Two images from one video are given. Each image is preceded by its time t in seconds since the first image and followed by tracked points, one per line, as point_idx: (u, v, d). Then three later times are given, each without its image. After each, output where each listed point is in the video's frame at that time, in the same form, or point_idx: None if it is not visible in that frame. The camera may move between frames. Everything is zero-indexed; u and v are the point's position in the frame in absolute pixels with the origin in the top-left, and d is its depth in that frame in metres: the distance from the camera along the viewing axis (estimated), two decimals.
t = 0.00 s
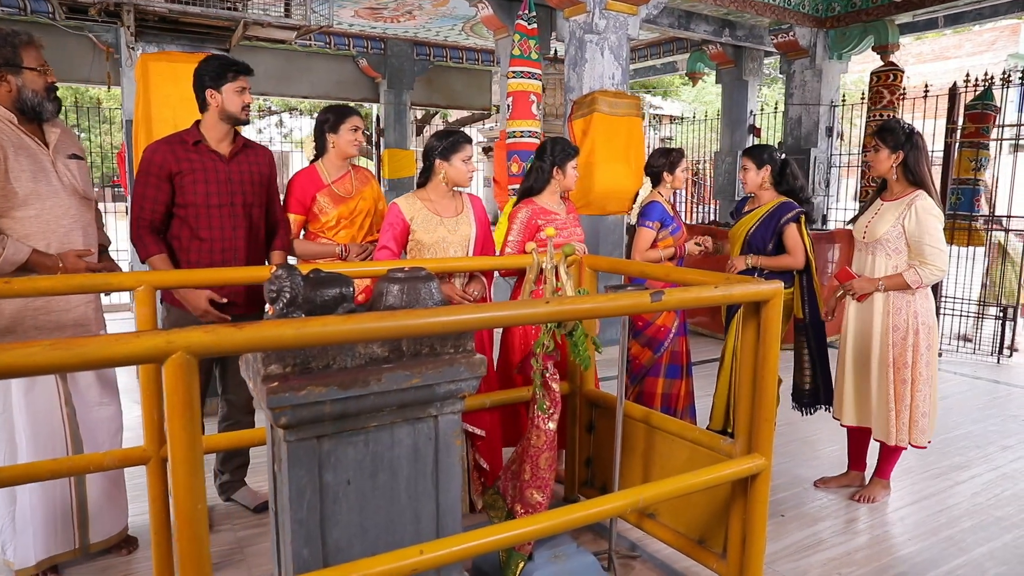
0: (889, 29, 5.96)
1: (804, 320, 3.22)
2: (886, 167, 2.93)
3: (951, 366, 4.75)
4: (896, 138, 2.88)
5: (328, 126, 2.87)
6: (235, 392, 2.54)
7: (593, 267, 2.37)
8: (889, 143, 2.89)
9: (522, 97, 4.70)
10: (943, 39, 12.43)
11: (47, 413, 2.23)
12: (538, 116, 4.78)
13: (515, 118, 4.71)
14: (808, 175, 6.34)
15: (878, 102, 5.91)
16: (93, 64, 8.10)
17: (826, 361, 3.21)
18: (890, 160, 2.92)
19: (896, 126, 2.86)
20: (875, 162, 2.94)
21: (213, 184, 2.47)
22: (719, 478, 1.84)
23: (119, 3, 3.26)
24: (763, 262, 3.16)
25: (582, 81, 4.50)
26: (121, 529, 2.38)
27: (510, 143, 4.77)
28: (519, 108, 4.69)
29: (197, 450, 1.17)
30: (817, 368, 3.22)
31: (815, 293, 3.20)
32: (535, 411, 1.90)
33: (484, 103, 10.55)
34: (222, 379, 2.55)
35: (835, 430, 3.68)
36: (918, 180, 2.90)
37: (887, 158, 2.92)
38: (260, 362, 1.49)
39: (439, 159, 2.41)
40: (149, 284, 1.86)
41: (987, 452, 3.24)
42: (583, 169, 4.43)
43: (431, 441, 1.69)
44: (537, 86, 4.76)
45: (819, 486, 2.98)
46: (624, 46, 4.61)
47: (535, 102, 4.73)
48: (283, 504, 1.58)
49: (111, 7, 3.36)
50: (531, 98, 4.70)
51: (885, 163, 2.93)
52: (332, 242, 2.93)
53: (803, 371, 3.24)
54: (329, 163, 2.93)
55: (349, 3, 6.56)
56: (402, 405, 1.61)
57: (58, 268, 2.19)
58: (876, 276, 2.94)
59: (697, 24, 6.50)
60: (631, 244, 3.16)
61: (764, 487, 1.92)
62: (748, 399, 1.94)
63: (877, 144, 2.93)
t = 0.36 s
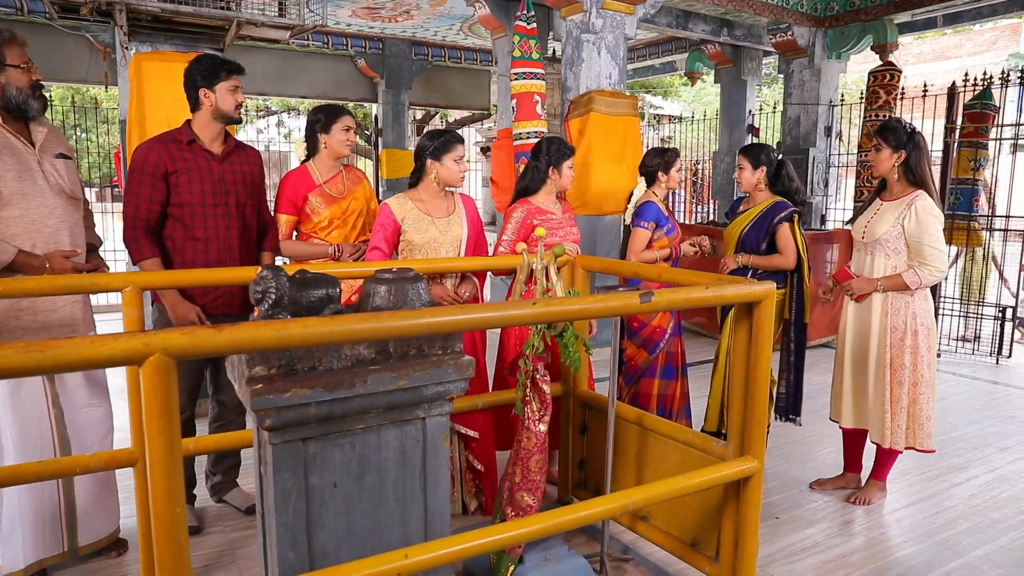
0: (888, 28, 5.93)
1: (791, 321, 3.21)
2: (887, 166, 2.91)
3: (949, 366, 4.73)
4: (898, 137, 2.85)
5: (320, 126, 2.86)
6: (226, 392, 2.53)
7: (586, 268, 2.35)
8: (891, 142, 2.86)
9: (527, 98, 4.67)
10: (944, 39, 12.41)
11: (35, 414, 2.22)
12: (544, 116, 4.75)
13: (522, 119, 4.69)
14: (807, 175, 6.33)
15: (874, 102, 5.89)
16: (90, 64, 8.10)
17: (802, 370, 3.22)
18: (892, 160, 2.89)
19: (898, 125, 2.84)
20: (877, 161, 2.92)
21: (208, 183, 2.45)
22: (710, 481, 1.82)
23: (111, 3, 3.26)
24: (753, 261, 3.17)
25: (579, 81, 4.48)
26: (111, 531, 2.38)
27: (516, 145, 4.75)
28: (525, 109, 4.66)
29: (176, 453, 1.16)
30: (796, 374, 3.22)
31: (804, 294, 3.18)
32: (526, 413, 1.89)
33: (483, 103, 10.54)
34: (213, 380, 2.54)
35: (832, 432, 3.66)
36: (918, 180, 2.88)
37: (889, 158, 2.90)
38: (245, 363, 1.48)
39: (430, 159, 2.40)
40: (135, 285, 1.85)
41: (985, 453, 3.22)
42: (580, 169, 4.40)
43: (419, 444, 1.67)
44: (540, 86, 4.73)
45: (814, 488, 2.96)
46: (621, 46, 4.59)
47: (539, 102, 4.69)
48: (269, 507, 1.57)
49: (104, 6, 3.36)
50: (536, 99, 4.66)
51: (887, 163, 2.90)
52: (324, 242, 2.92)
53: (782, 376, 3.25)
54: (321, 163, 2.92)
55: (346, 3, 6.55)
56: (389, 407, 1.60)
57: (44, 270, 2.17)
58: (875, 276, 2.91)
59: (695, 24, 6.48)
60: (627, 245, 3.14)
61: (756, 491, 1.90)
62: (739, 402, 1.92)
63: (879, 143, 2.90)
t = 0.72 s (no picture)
0: (886, 27, 5.90)
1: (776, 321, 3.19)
2: (889, 166, 2.89)
3: (947, 367, 4.72)
4: (899, 136, 2.83)
5: (314, 125, 2.84)
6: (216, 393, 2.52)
7: (578, 268, 2.33)
8: (893, 141, 2.84)
9: (527, 98, 4.65)
10: (943, 38, 12.37)
11: (21, 415, 2.20)
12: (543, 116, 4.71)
13: (521, 120, 4.67)
14: (805, 174, 6.31)
15: (873, 100, 5.88)
16: (87, 63, 8.08)
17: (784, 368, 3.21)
18: (893, 159, 2.87)
19: (899, 125, 2.82)
20: (878, 161, 2.89)
21: (196, 183, 2.43)
22: (700, 483, 1.81)
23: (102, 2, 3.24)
24: (756, 261, 3.13)
25: (575, 80, 4.46)
26: (99, 533, 2.37)
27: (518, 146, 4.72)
28: (524, 109, 4.63)
29: (153, 455, 1.14)
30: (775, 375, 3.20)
31: (794, 294, 3.17)
32: (515, 414, 1.87)
33: (480, 102, 10.53)
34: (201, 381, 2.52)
35: (827, 432, 3.64)
36: (918, 179, 2.86)
37: (890, 158, 2.87)
38: (229, 364, 1.46)
39: (421, 158, 2.39)
40: (122, 285, 1.83)
41: (981, 454, 3.21)
42: (577, 169, 4.40)
43: (406, 446, 1.66)
44: (540, 87, 4.69)
45: (809, 489, 2.94)
46: (617, 44, 4.56)
47: (538, 102, 4.66)
48: (254, 509, 1.55)
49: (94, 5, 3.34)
50: (535, 99, 4.63)
51: (888, 163, 2.88)
52: (320, 241, 2.89)
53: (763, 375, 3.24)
54: (315, 162, 2.90)
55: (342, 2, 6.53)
56: (375, 409, 1.58)
57: (29, 269, 2.16)
58: (872, 276, 2.90)
59: (693, 23, 6.47)
60: (620, 244, 3.14)
61: (748, 492, 1.89)
62: (731, 403, 1.90)
63: (880, 142, 2.88)
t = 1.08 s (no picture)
0: (883, 27, 5.89)
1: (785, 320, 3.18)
2: (887, 166, 2.86)
3: (945, 367, 4.70)
4: (897, 136, 2.81)
5: (307, 125, 2.82)
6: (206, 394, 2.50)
7: (570, 268, 2.31)
8: (891, 141, 2.81)
9: (519, 98, 4.63)
10: (943, 38, 12.33)
11: (5, 417, 2.19)
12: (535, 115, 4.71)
13: (512, 119, 4.65)
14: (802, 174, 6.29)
15: (869, 100, 5.87)
16: (83, 62, 8.08)
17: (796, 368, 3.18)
18: (891, 159, 2.85)
19: (897, 125, 2.80)
20: (876, 161, 2.87)
21: (180, 183, 2.42)
22: (691, 485, 1.79)
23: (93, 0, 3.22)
24: (761, 264, 3.07)
25: (571, 79, 4.44)
26: (86, 535, 2.36)
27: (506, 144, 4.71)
28: (516, 109, 4.62)
29: (129, 458, 1.13)
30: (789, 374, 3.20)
31: (800, 293, 3.15)
32: (504, 416, 1.86)
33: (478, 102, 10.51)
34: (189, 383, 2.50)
35: (823, 433, 3.63)
36: (916, 180, 2.85)
37: (888, 158, 2.84)
38: (212, 366, 1.44)
39: (411, 157, 2.38)
40: (108, 285, 1.82)
41: (977, 455, 3.19)
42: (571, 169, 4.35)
43: (393, 448, 1.64)
44: (533, 87, 4.68)
45: (813, 488, 2.94)
46: (614, 44, 4.54)
47: (531, 102, 4.65)
48: (238, 512, 1.54)
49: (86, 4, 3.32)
50: (527, 99, 4.62)
51: (887, 163, 2.85)
52: (313, 241, 2.86)
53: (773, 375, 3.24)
54: (308, 161, 2.88)
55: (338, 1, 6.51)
56: (361, 410, 1.57)
57: (13, 271, 2.15)
58: (869, 277, 2.87)
59: (690, 22, 6.47)
60: (613, 245, 3.12)
61: (739, 494, 1.87)
62: (722, 404, 1.88)
63: (877, 143, 2.85)
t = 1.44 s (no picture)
0: (881, 26, 5.88)
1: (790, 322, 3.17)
2: (879, 165, 2.85)
3: (942, 367, 4.68)
4: (889, 135, 2.81)
5: (299, 125, 2.81)
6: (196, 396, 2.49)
7: (562, 268, 2.30)
8: (884, 140, 2.81)
9: (508, 96, 4.64)
10: (943, 37, 12.30)
11: None
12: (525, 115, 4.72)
13: (502, 117, 4.66)
14: (799, 174, 6.27)
15: (867, 99, 5.85)
16: (79, 63, 8.06)
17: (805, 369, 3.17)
18: (883, 157, 2.84)
19: (889, 124, 2.80)
20: (868, 160, 2.86)
21: (165, 183, 2.40)
22: (682, 488, 1.77)
23: None
24: (758, 265, 3.06)
25: (567, 78, 4.43)
26: (73, 538, 2.35)
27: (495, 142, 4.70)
28: (506, 107, 4.63)
29: (106, 462, 1.12)
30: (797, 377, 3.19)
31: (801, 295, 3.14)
32: (494, 418, 1.84)
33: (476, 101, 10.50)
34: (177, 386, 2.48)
35: (819, 434, 3.61)
36: (906, 179, 2.86)
37: (880, 157, 2.84)
38: (196, 368, 1.43)
39: (402, 157, 2.36)
40: (93, 287, 1.80)
41: (973, 456, 3.17)
42: (567, 168, 4.35)
43: (380, 450, 1.63)
44: (523, 86, 4.69)
45: (811, 489, 2.91)
46: (610, 43, 4.52)
47: (520, 101, 4.68)
48: (223, 515, 1.52)
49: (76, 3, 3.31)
50: (516, 97, 4.64)
51: (878, 161, 2.85)
52: (305, 241, 2.85)
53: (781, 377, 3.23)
54: (300, 161, 2.86)
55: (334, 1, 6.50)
56: (346, 413, 1.55)
57: None
58: (862, 277, 2.85)
59: (687, 22, 6.44)
60: (607, 246, 3.11)
61: (730, 496, 1.86)
62: (714, 405, 1.86)
63: (870, 141, 2.83)
